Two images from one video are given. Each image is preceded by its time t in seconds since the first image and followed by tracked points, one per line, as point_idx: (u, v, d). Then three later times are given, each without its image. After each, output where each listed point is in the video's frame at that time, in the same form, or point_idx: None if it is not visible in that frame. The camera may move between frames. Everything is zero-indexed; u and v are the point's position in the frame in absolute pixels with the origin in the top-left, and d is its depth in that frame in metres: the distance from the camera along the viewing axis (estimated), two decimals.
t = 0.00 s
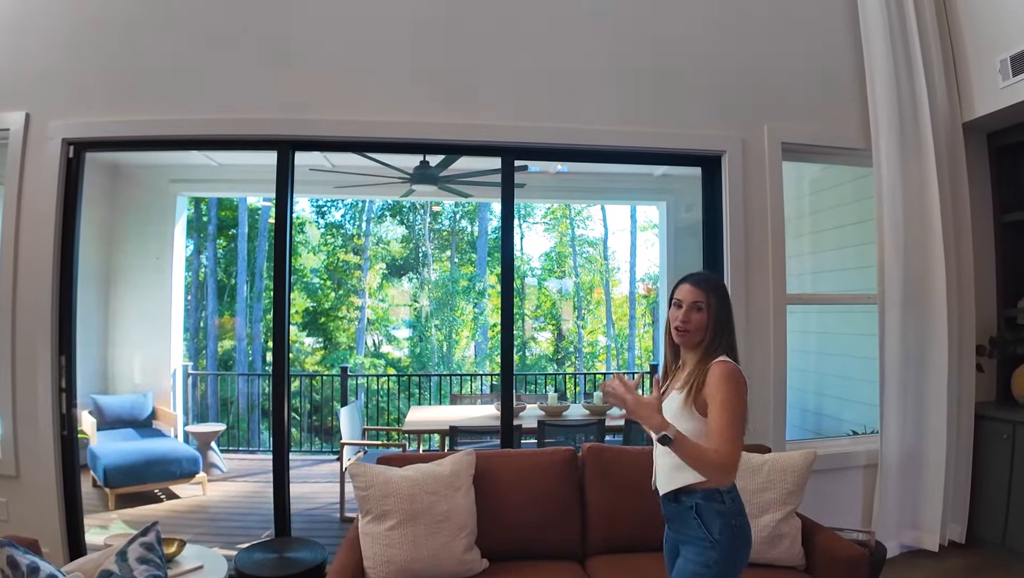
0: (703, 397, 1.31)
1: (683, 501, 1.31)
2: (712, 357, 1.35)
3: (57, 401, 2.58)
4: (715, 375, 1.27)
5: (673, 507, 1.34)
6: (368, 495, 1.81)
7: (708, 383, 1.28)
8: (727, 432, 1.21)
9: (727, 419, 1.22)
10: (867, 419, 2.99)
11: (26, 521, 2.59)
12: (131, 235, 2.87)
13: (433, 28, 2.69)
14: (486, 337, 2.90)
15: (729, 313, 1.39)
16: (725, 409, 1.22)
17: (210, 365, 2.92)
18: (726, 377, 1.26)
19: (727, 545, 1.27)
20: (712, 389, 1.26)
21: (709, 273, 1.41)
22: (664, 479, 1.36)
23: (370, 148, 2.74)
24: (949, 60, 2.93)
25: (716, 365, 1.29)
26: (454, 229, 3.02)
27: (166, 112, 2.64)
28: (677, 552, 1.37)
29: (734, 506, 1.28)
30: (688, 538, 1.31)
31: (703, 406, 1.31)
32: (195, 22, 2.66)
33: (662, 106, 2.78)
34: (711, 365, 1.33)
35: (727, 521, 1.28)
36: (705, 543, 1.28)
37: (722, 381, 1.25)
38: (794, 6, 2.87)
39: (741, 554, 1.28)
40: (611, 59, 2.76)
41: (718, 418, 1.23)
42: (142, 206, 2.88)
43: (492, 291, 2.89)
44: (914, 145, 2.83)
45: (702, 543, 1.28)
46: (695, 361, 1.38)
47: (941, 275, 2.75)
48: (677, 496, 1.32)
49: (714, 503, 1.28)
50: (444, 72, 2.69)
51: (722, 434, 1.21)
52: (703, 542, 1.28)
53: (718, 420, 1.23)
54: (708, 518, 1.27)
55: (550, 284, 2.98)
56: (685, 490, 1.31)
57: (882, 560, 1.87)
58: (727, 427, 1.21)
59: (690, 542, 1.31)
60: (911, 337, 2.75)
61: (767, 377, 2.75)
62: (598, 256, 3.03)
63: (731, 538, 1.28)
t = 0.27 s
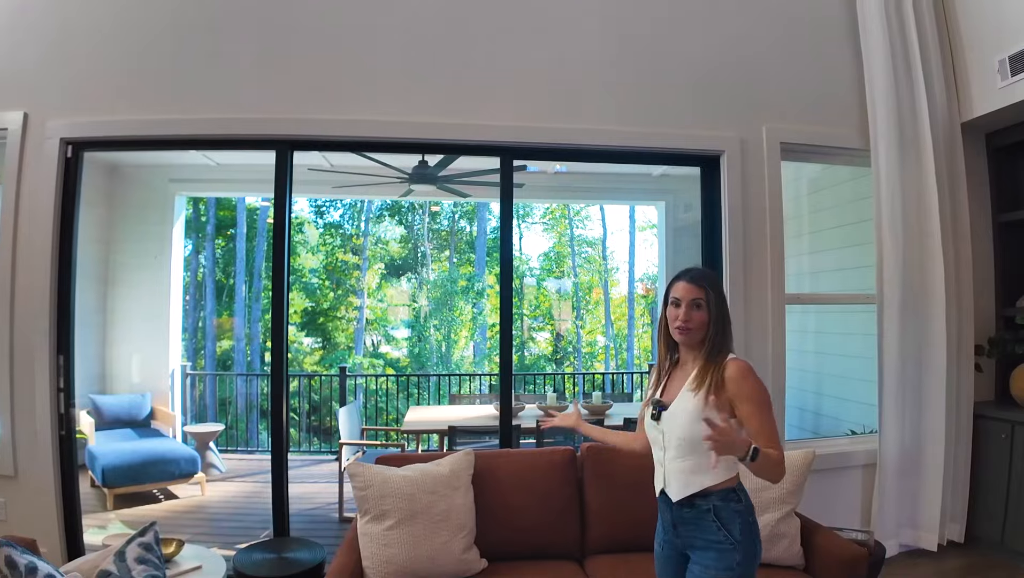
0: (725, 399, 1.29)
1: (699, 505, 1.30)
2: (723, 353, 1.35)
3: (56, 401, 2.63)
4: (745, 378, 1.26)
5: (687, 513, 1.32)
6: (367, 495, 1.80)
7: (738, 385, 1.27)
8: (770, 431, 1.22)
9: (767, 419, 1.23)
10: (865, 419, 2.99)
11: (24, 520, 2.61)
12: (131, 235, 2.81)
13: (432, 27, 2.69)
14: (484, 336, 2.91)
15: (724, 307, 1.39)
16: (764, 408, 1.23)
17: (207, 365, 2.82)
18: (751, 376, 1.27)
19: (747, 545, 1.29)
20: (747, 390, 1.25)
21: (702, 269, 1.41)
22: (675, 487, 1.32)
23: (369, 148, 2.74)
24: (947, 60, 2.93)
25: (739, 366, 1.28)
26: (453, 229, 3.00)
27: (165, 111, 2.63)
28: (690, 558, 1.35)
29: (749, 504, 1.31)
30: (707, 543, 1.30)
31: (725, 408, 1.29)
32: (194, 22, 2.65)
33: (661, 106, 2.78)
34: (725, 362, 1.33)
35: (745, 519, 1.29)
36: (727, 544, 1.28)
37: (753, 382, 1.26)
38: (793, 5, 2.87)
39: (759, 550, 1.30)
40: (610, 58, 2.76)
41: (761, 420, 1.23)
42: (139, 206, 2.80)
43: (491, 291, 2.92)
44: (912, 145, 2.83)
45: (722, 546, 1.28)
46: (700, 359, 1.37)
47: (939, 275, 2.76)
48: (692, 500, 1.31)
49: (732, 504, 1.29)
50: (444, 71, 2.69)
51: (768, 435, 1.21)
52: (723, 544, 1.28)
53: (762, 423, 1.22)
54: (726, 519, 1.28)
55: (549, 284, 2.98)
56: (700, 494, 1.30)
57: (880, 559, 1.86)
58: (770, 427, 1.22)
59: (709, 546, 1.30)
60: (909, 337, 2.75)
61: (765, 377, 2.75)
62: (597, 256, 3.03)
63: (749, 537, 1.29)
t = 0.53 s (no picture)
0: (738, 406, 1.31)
1: (712, 510, 1.29)
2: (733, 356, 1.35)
3: (55, 400, 2.63)
4: (763, 386, 1.30)
5: (698, 519, 1.30)
6: (366, 495, 1.80)
7: (756, 393, 1.30)
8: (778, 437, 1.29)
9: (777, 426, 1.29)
10: (864, 419, 3.00)
11: (22, 520, 2.61)
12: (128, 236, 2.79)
13: (432, 27, 2.69)
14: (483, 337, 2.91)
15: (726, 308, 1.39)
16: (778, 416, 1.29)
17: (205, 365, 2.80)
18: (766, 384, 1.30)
19: (757, 547, 1.30)
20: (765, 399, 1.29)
21: (698, 271, 1.41)
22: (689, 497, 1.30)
23: (368, 148, 2.73)
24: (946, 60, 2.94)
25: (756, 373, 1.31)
26: (452, 229, 3.00)
27: (164, 111, 2.63)
28: (694, 566, 1.34)
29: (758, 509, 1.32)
30: (719, 549, 1.28)
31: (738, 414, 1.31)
32: (193, 21, 2.65)
33: (660, 106, 2.78)
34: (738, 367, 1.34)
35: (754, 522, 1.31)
36: (740, 549, 1.27)
37: (769, 389, 1.30)
38: (792, 6, 2.87)
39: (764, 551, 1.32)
40: (609, 59, 2.76)
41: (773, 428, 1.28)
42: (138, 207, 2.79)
43: (490, 291, 2.91)
44: (911, 146, 2.84)
45: (736, 551, 1.27)
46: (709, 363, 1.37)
47: (938, 275, 2.76)
48: (705, 508, 1.29)
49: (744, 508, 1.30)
50: (443, 72, 2.69)
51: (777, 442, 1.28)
52: (737, 549, 1.27)
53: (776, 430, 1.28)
54: (740, 523, 1.28)
55: (548, 284, 2.98)
56: (712, 499, 1.29)
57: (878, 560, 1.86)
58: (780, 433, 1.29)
59: (721, 552, 1.28)
60: (908, 337, 2.75)
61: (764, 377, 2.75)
62: (596, 256, 3.03)
63: (757, 539, 1.31)
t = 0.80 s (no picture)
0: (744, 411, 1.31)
1: (718, 514, 1.29)
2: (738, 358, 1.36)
3: (53, 401, 2.62)
4: (769, 391, 1.31)
5: (707, 523, 1.30)
6: (364, 496, 1.80)
7: (763, 398, 1.31)
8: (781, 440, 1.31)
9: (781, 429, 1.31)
10: (862, 419, 3.00)
11: (20, 521, 2.60)
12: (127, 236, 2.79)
13: (430, 28, 2.69)
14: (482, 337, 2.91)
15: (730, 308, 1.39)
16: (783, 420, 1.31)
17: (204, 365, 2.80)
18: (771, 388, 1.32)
19: (760, 548, 1.32)
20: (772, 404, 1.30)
21: (700, 272, 1.42)
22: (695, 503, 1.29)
23: (366, 148, 2.73)
24: (944, 61, 2.95)
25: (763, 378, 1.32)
26: (451, 230, 3.01)
27: (163, 111, 2.62)
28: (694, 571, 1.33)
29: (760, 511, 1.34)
30: (727, 552, 1.29)
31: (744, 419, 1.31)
32: (192, 21, 2.65)
33: (659, 107, 2.78)
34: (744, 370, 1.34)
35: (757, 522, 1.33)
36: (747, 550, 1.29)
37: (774, 394, 1.31)
38: (791, 7, 2.88)
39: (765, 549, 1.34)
40: (608, 59, 2.76)
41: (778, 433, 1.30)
42: (137, 207, 2.79)
43: (489, 291, 2.91)
44: (909, 146, 2.85)
45: (741, 554, 1.28)
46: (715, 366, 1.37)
47: (936, 275, 2.76)
48: (711, 513, 1.29)
49: (749, 511, 1.31)
50: (443, 72, 2.69)
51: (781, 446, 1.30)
52: (743, 552, 1.28)
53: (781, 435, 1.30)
54: (746, 525, 1.30)
55: (547, 285, 2.97)
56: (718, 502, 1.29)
57: (876, 560, 1.85)
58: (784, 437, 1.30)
59: (729, 555, 1.28)
60: (906, 338, 2.76)
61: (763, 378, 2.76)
62: (595, 257, 3.03)
63: (760, 539, 1.32)
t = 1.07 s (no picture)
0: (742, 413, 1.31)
1: (714, 516, 1.29)
2: (738, 360, 1.35)
3: (50, 401, 2.61)
4: (769, 393, 1.30)
5: (704, 525, 1.29)
6: (362, 496, 1.79)
7: (763, 401, 1.30)
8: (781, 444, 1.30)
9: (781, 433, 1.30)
10: (859, 419, 3.00)
11: (16, 522, 2.58)
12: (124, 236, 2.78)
13: (429, 28, 2.69)
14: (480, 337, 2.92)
15: (731, 309, 1.38)
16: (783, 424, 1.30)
17: (202, 366, 2.79)
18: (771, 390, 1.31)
19: (757, 549, 1.32)
20: (771, 407, 1.30)
21: (702, 272, 1.41)
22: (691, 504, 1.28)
23: (364, 148, 2.73)
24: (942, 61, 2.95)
25: (763, 380, 1.31)
26: (449, 229, 3.02)
27: (160, 110, 2.62)
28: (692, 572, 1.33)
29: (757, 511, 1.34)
30: (724, 554, 1.29)
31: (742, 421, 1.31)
32: (190, 20, 2.64)
33: (657, 107, 2.78)
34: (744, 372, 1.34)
35: (754, 524, 1.33)
36: (743, 552, 1.29)
37: (774, 397, 1.31)
38: (789, 7, 2.88)
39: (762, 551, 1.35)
40: (607, 59, 2.76)
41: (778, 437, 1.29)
42: (135, 208, 2.78)
43: (487, 291, 2.92)
44: (907, 146, 2.85)
45: (738, 555, 1.29)
46: (715, 367, 1.37)
47: (934, 275, 2.77)
48: (707, 514, 1.29)
49: (745, 512, 1.31)
50: (441, 72, 2.68)
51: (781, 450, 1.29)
52: (740, 553, 1.29)
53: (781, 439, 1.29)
54: (743, 526, 1.30)
55: (545, 285, 2.97)
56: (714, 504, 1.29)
57: (874, 559, 1.89)
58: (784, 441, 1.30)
59: (725, 558, 1.28)
60: (903, 338, 2.76)
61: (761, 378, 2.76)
62: (593, 256, 3.04)
63: (757, 541, 1.33)
